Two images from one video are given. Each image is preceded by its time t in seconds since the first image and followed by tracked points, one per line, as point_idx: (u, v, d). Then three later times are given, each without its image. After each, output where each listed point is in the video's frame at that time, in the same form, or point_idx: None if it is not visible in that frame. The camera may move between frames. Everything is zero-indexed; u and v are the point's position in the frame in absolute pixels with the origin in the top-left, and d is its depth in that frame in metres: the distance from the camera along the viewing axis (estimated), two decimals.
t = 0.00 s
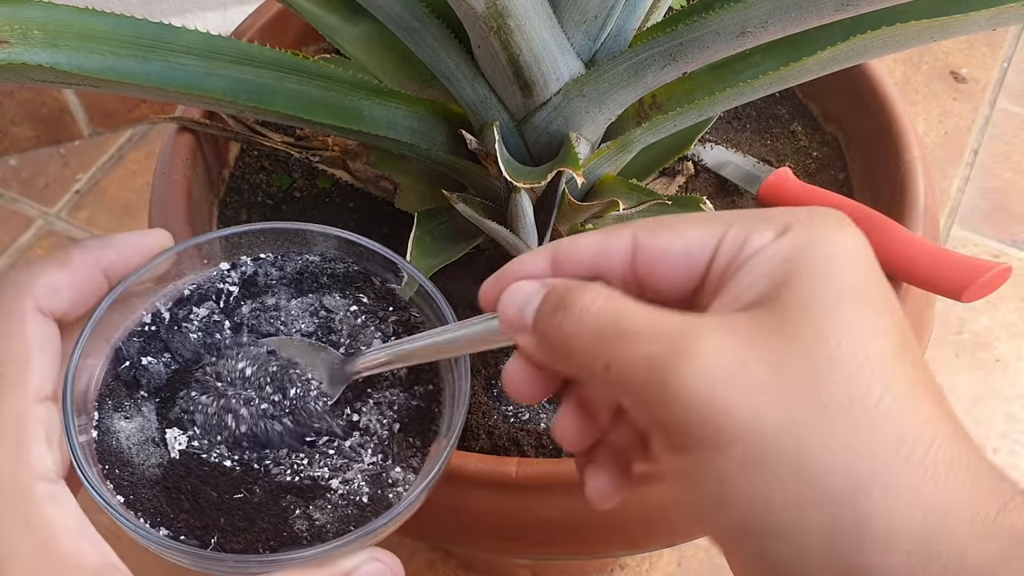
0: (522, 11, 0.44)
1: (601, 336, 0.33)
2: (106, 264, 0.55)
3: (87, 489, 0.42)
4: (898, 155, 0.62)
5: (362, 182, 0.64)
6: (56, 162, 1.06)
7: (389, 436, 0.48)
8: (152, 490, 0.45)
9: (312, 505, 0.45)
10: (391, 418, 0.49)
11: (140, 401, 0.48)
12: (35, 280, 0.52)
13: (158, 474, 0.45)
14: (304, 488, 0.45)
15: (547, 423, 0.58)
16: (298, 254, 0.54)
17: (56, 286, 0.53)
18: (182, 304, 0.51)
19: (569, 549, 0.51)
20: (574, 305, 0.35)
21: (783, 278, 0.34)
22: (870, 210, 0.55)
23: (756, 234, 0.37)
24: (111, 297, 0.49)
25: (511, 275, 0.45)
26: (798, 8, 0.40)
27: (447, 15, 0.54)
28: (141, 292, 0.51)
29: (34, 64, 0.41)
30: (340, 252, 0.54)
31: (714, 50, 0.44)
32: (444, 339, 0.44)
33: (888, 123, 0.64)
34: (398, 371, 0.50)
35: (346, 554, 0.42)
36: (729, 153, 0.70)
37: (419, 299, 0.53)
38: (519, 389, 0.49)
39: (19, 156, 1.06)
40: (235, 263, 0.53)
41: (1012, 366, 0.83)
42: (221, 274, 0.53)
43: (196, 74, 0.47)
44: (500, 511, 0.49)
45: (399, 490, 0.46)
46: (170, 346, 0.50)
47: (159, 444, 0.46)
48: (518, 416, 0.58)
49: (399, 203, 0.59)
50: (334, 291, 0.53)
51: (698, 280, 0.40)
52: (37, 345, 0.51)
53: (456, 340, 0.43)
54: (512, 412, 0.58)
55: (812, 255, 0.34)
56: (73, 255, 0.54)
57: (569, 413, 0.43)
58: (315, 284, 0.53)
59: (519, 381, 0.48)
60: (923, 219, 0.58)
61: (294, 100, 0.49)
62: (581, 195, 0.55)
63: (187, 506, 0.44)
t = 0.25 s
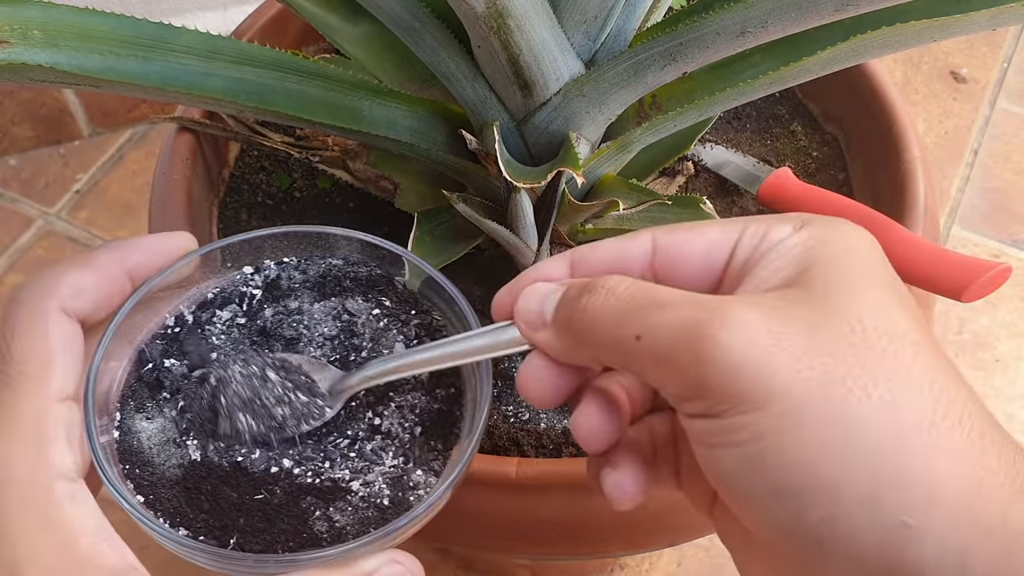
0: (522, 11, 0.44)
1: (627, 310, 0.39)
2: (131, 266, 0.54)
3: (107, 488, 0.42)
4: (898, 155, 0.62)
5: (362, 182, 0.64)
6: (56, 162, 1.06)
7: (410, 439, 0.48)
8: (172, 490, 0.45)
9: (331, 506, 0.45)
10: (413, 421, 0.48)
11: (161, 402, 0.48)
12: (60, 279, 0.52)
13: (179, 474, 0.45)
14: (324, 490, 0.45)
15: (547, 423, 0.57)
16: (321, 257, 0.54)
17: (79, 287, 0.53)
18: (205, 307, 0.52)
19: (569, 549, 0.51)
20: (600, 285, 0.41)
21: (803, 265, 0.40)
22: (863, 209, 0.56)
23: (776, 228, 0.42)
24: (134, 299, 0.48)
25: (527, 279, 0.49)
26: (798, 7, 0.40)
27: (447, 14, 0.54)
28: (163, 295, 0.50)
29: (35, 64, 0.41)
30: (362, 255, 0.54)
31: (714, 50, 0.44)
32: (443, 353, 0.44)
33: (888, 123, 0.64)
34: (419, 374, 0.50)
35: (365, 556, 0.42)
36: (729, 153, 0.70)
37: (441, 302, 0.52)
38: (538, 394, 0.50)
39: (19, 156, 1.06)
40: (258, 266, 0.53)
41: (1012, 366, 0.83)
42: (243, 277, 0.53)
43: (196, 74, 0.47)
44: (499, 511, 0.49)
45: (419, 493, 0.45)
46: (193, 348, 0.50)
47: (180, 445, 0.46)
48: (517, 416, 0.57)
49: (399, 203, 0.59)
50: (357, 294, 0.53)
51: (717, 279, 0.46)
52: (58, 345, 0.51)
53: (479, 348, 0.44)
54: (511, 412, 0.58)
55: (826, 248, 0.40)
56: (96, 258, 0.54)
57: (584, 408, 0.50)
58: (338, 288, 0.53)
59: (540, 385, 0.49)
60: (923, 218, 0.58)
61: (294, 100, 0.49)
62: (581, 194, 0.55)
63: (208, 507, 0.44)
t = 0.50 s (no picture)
0: (522, 11, 0.43)
1: (609, 364, 0.36)
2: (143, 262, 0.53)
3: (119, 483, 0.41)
4: (899, 155, 0.62)
5: (362, 182, 0.64)
6: (56, 161, 1.06)
7: (421, 441, 0.48)
8: (183, 488, 0.44)
9: (343, 506, 0.45)
10: (423, 423, 0.48)
11: (172, 398, 0.47)
12: (71, 276, 0.52)
13: (189, 472, 0.45)
14: (336, 490, 0.45)
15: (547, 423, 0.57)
16: (334, 259, 0.54)
17: (92, 284, 0.52)
18: (217, 305, 0.51)
19: (569, 549, 0.50)
20: (578, 336, 0.38)
21: (792, 294, 0.37)
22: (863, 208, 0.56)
23: (762, 249, 0.40)
24: (148, 296, 0.48)
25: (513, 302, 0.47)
26: (800, 7, 0.40)
27: (447, 13, 0.54)
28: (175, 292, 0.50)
29: (33, 64, 0.41)
30: (374, 257, 0.53)
31: (715, 50, 0.44)
32: (446, 365, 0.43)
33: (889, 122, 0.64)
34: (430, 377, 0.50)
35: (375, 557, 0.42)
36: (730, 152, 0.69)
37: (453, 306, 0.52)
38: (526, 419, 0.48)
39: (18, 156, 1.06)
40: (270, 266, 0.53)
41: (1013, 367, 0.82)
42: (255, 276, 0.53)
43: (196, 74, 0.47)
44: (499, 509, 0.48)
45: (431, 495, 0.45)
46: (204, 345, 0.49)
47: (191, 441, 0.46)
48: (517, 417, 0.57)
49: (399, 202, 0.58)
50: (368, 295, 0.53)
51: (703, 297, 0.44)
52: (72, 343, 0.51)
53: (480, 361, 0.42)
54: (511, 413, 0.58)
55: (819, 271, 0.37)
56: (109, 254, 0.53)
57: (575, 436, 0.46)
58: (350, 289, 0.53)
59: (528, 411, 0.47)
60: (923, 218, 0.58)
61: (294, 100, 0.49)
62: (580, 194, 0.55)
63: (220, 505, 0.44)
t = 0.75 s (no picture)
0: (522, 11, 0.43)
1: (634, 334, 0.38)
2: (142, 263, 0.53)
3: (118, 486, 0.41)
4: (899, 155, 0.62)
5: (362, 182, 0.64)
6: (56, 161, 1.06)
7: (421, 441, 0.48)
8: (184, 491, 0.44)
9: (343, 508, 0.45)
10: (424, 423, 0.48)
11: (171, 399, 0.47)
12: (70, 277, 0.52)
13: (190, 474, 0.45)
14: (336, 491, 0.45)
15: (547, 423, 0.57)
16: (333, 259, 0.54)
17: (89, 284, 0.52)
18: (217, 306, 0.51)
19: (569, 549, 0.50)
20: (604, 309, 0.40)
21: (812, 281, 0.39)
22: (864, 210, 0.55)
23: (782, 241, 0.42)
24: (146, 298, 0.48)
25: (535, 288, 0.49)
26: (800, 6, 0.40)
27: (446, 13, 0.54)
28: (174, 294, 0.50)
29: (33, 64, 0.41)
30: (375, 257, 0.53)
31: (715, 50, 0.44)
32: (446, 365, 0.44)
33: (889, 122, 0.64)
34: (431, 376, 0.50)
35: (376, 557, 0.42)
36: (729, 152, 0.69)
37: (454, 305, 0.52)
38: (539, 411, 0.50)
39: (18, 156, 1.06)
40: (270, 266, 0.53)
41: (1013, 367, 0.82)
42: (255, 277, 0.53)
43: (196, 74, 0.47)
44: (499, 509, 0.48)
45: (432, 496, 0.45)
46: (205, 347, 0.49)
47: (190, 443, 0.46)
48: (518, 417, 0.57)
49: (399, 202, 0.58)
50: (369, 295, 0.53)
51: (722, 291, 0.46)
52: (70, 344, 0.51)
53: (489, 357, 0.44)
54: (512, 413, 0.58)
55: (836, 261, 0.39)
56: (109, 254, 0.53)
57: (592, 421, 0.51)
58: (350, 289, 0.53)
59: (543, 398, 0.49)
60: (924, 218, 0.58)
61: (294, 99, 0.49)
62: (580, 194, 0.55)
63: (220, 507, 0.44)
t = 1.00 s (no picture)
0: (522, 11, 0.43)
1: (740, 252, 0.37)
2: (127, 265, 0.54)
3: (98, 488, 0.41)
4: (899, 155, 0.62)
5: (362, 182, 0.64)
6: (56, 161, 1.06)
7: (400, 434, 0.46)
8: (163, 489, 0.43)
9: (322, 502, 0.43)
10: (403, 417, 0.47)
11: (151, 399, 0.46)
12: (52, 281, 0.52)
13: (169, 472, 0.44)
14: (314, 486, 0.44)
15: (547, 424, 0.58)
16: (310, 255, 0.51)
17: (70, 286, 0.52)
18: (195, 305, 0.49)
19: (569, 550, 0.50)
20: (708, 231, 0.39)
21: (911, 222, 0.38)
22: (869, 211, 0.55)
23: (884, 186, 0.41)
24: (123, 299, 0.46)
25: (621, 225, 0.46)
26: (800, 7, 0.40)
27: (447, 13, 0.54)
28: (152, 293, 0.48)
29: (33, 64, 0.41)
30: (349, 254, 0.50)
31: (714, 50, 0.44)
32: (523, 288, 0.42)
33: (889, 122, 0.64)
34: (409, 370, 0.48)
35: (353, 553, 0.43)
36: (729, 152, 0.69)
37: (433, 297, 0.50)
38: (630, 337, 0.51)
39: (18, 156, 1.06)
40: (247, 263, 0.51)
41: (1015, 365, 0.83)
42: (232, 275, 0.51)
43: (196, 74, 0.47)
44: (499, 509, 0.49)
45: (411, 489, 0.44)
46: (183, 346, 0.48)
47: (168, 442, 0.45)
48: (518, 417, 0.58)
49: (399, 202, 0.58)
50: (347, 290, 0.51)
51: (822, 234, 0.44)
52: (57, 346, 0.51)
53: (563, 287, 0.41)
54: (511, 413, 0.58)
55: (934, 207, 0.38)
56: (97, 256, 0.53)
57: (684, 350, 0.51)
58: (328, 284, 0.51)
59: (632, 323, 0.50)
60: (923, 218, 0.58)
61: (294, 99, 0.49)
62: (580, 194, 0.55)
63: (200, 504, 0.43)
